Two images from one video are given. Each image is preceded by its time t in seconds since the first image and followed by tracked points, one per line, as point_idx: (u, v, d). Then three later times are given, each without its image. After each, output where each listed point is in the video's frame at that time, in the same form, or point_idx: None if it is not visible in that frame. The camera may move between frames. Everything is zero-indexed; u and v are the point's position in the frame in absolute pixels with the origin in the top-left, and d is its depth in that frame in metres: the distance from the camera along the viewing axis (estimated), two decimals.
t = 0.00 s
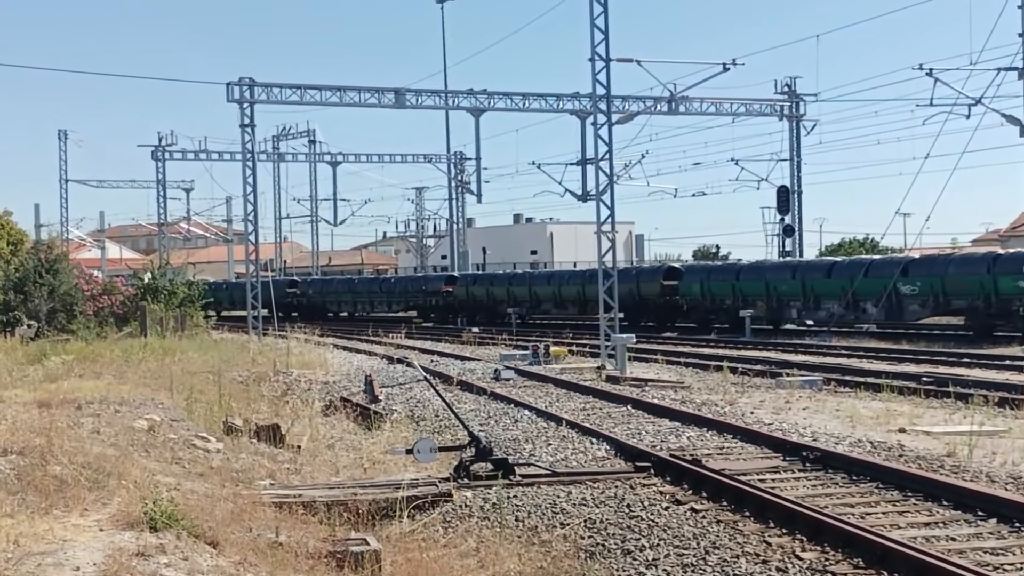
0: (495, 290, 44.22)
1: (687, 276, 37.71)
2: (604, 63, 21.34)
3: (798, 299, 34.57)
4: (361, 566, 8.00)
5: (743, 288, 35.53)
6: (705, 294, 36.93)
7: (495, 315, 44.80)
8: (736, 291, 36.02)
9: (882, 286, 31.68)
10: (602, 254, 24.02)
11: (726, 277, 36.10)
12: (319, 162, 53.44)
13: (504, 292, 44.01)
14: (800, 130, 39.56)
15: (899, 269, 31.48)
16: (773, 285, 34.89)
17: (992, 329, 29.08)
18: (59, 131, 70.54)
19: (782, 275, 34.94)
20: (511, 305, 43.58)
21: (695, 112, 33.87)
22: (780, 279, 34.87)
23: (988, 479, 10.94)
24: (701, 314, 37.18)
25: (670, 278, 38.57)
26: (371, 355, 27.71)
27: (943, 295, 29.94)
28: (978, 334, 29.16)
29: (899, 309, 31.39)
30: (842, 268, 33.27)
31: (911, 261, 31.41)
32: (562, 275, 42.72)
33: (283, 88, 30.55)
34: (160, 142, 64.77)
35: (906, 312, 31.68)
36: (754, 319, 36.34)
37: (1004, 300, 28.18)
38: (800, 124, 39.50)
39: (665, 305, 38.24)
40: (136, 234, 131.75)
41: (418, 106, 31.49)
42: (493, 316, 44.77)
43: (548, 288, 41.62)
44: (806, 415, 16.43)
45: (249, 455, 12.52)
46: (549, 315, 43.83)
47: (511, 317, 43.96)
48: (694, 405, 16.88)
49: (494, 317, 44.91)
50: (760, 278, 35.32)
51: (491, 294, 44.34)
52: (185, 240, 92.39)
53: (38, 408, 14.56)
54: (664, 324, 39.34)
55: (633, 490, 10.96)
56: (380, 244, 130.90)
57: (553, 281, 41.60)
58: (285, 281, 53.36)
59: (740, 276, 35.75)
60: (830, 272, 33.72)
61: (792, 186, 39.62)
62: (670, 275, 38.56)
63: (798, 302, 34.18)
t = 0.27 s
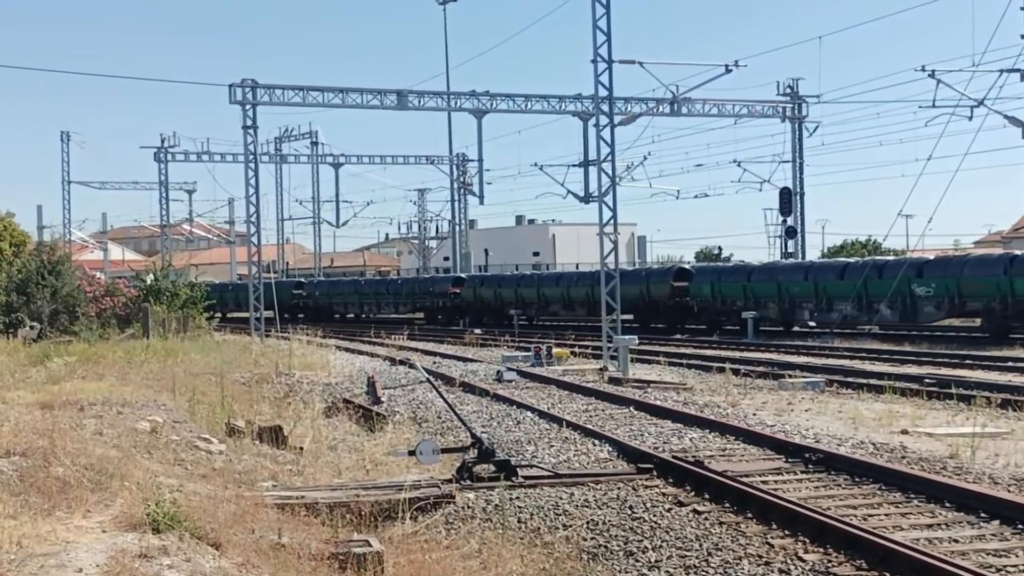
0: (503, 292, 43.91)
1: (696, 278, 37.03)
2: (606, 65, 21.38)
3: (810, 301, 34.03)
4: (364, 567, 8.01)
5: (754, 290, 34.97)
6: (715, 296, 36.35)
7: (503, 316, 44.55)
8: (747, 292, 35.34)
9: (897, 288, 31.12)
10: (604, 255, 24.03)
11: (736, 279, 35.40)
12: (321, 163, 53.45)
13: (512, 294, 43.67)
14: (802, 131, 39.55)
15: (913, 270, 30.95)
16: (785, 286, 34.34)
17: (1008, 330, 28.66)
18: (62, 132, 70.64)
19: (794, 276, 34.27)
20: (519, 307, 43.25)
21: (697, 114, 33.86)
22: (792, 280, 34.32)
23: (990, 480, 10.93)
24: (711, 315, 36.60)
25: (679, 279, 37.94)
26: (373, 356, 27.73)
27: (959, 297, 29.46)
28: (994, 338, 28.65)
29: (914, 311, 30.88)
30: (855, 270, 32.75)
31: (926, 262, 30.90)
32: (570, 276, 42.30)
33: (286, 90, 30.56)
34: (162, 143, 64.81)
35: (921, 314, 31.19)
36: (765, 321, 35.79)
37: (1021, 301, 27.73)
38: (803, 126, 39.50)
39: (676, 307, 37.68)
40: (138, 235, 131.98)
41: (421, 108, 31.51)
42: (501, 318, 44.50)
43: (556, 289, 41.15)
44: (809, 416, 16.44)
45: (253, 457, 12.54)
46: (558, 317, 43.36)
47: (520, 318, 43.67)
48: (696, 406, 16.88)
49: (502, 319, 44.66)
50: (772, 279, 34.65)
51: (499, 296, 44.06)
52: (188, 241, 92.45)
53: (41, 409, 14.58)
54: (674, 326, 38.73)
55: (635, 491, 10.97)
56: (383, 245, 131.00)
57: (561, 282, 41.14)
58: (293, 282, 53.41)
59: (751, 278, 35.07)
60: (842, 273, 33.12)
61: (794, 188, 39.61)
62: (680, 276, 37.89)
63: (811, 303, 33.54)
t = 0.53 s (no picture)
0: (513, 292, 43.67)
1: (709, 279, 36.90)
2: (610, 65, 21.37)
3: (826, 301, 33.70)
4: (369, 567, 8.01)
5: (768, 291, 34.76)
6: (729, 296, 36.17)
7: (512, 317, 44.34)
8: (761, 293, 35.24)
9: (913, 288, 30.72)
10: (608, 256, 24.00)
11: (750, 280, 35.31)
12: (325, 164, 53.45)
13: (522, 294, 43.43)
14: (806, 131, 39.48)
15: (930, 271, 30.51)
16: (799, 287, 34.06)
17: None
18: (66, 133, 70.72)
19: (808, 277, 34.04)
20: (529, 307, 43.01)
21: (701, 114, 33.82)
22: (807, 280, 34.02)
23: (995, 481, 10.90)
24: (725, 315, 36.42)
25: (691, 279, 37.60)
26: (378, 356, 27.71)
27: (977, 297, 28.97)
28: (1004, 338, 28.43)
29: (931, 312, 30.47)
30: (871, 270, 32.35)
31: (943, 262, 30.41)
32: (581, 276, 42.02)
33: (290, 90, 30.54)
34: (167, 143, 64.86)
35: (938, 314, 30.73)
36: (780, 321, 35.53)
37: None
38: (807, 126, 39.44)
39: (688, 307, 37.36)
40: (143, 235, 132.20)
41: (425, 108, 31.50)
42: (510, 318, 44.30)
43: (567, 289, 40.88)
44: (813, 416, 16.41)
45: (257, 457, 12.55)
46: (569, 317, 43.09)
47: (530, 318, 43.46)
48: (700, 407, 16.85)
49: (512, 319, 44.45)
50: (786, 280, 34.47)
51: (509, 296, 43.84)
52: (192, 242, 92.50)
53: (46, 410, 14.59)
54: (686, 326, 38.49)
55: (639, 491, 10.95)
56: (388, 246, 131.09)
57: (572, 282, 40.87)
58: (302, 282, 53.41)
59: (765, 278, 34.96)
60: (858, 273, 32.74)
61: (798, 188, 39.55)
62: (692, 276, 37.56)
63: (826, 304, 33.32)
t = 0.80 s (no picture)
0: (523, 292, 43.55)
1: (722, 278, 36.76)
2: (613, 65, 21.37)
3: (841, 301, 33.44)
4: (372, 567, 8.01)
5: (782, 290, 34.54)
6: (742, 296, 35.97)
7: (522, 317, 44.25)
8: (775, 293, 34.97)
9: (930, 288, 30.39)
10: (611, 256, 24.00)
11: (764, 280, 35.05)
12: (328, 164, 53.49)
13: (532, 294, 43.31)
14: (809, 131, 39.48)
15: (948, 270, 30.17)
16: (814, 286, 33.80)
17: None
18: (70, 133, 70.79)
19: (823, 276, 33.71)
20: (539, 307, 42.87)
21: (705, 114, 33.81)
22: (821, 280, 33.76)
23: (999, 481, 10.89)
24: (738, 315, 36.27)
25: (703, 279, 37.50)
26: (381, 357, 27.69)
27: (996, 297, 28.70)
28: (1010, 338, 28.36)
29: (948, 312, 30.15)
30: (887, 270, 32.07)
31: (962, 262, 30.11)
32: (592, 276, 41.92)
33: (294, 91, 30.57)
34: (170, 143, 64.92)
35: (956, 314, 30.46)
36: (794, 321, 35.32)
37: None
38: (810, 126, 39.43)
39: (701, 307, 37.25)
40: (147, 236, 132.34)
41: (428, 108, 31.51)
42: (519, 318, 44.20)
43: (578, 290, 40.73)
44: (816, 416, 16.39)
45: (260, 457, 12.55)
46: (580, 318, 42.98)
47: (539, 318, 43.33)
48: (704, 407, 16.83)
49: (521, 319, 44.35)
50: (800, 279, 34.17)
51: (518, 296, 43.72)
52: (195, 242, 92.52)
53: (49, 410, 14.60)
54: (699, 326, 38.36)
55: (643, 491, 10.94)
56: (391, 246, 131.20)
57: (583, 282, 40.71)
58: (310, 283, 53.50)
59: (779, 278, 34.68)
60: (874, 273, 32.46)
61: (801, 188, 39.54)
62: (704, 275, 37.45)
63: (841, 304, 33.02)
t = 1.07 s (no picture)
0: (532, 294, 43.16)
1: (735, 279, 36.31)
2: (618, 67, 21.35)
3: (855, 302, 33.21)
4: (377, 569, 7.99)
5: (795, 292, 34.24)
6: (754, 297, 35.65)
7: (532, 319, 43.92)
8: (788, 294, 34.61)
9: (947, 289, 30.25)
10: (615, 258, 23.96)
11: (777, 281, 34.64)
12: (333, 166, 53.51)
13: (542, 296, 42.94)
14: (814, 133, 39.46)
15: (965, 271, 30.03)
16: (828, 287, 33.51)
17: None
18: (75, 136, 71.05)
19: (838, 277, 33.38)
20: (549, 309, 42.47)
21: (709, 116, 33.77)
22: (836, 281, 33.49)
23: (1004, 483, 10.86)
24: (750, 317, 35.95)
25: (716, 281, 36.92)
26: (385, 359, 27.67)
27: (1014, 298, 28.59)
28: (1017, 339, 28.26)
29: (965, 314, 30.02)
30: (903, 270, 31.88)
31: (979, 262, 29.99)
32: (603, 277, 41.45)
33: (298, 93, 30.59)
34: (174, 146, 65.03)
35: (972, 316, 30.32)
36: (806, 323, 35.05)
37: None
38: (815, 128, 39.38)
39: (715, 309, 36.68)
40: (151, 238, 132.53)
41: (432, 110, 31.50)
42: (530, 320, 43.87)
43: (588, 291, 40.27)
44: (821, 419, 16.36)
45: (265, 460, 12.55)
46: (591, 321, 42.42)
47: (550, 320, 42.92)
48: (708, 409, 16.80)
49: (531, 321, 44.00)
50: (814, 280, 33.80)
51: (528, 298, 43.36)
52: (199, 244, 92.62)
53: (54, 412, 14.61)
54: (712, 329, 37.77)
55: (648, 493, 10.93)
56: (395, 248, 131.29)
57: (594, 284, 40.23)
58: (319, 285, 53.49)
59: (793, 279, 34.29)
60: (889, 274, 32.25)
61: (806, 190, 39.51)
62: (716, 277, 36.89)
63: (856, 306, 32.72)
